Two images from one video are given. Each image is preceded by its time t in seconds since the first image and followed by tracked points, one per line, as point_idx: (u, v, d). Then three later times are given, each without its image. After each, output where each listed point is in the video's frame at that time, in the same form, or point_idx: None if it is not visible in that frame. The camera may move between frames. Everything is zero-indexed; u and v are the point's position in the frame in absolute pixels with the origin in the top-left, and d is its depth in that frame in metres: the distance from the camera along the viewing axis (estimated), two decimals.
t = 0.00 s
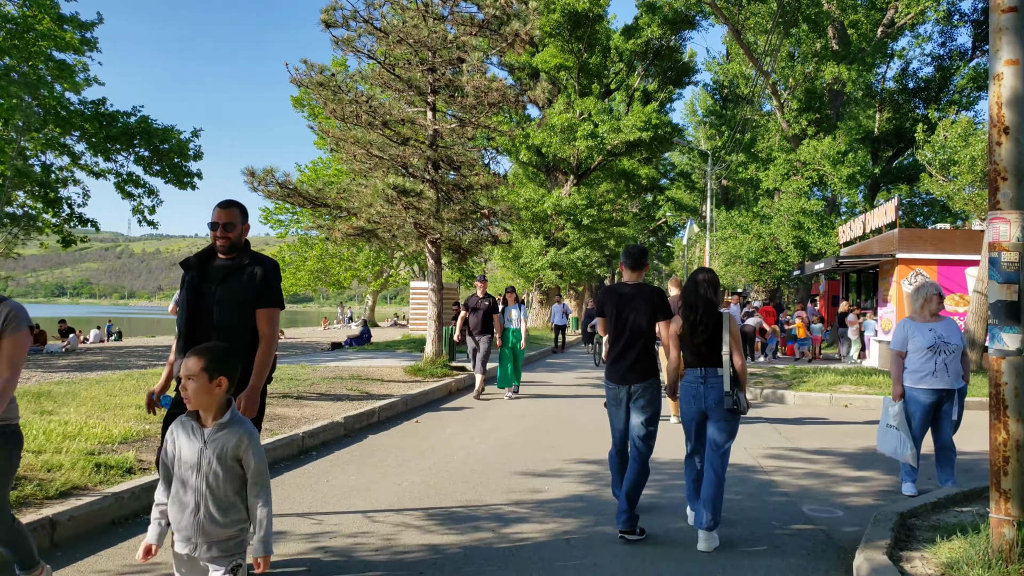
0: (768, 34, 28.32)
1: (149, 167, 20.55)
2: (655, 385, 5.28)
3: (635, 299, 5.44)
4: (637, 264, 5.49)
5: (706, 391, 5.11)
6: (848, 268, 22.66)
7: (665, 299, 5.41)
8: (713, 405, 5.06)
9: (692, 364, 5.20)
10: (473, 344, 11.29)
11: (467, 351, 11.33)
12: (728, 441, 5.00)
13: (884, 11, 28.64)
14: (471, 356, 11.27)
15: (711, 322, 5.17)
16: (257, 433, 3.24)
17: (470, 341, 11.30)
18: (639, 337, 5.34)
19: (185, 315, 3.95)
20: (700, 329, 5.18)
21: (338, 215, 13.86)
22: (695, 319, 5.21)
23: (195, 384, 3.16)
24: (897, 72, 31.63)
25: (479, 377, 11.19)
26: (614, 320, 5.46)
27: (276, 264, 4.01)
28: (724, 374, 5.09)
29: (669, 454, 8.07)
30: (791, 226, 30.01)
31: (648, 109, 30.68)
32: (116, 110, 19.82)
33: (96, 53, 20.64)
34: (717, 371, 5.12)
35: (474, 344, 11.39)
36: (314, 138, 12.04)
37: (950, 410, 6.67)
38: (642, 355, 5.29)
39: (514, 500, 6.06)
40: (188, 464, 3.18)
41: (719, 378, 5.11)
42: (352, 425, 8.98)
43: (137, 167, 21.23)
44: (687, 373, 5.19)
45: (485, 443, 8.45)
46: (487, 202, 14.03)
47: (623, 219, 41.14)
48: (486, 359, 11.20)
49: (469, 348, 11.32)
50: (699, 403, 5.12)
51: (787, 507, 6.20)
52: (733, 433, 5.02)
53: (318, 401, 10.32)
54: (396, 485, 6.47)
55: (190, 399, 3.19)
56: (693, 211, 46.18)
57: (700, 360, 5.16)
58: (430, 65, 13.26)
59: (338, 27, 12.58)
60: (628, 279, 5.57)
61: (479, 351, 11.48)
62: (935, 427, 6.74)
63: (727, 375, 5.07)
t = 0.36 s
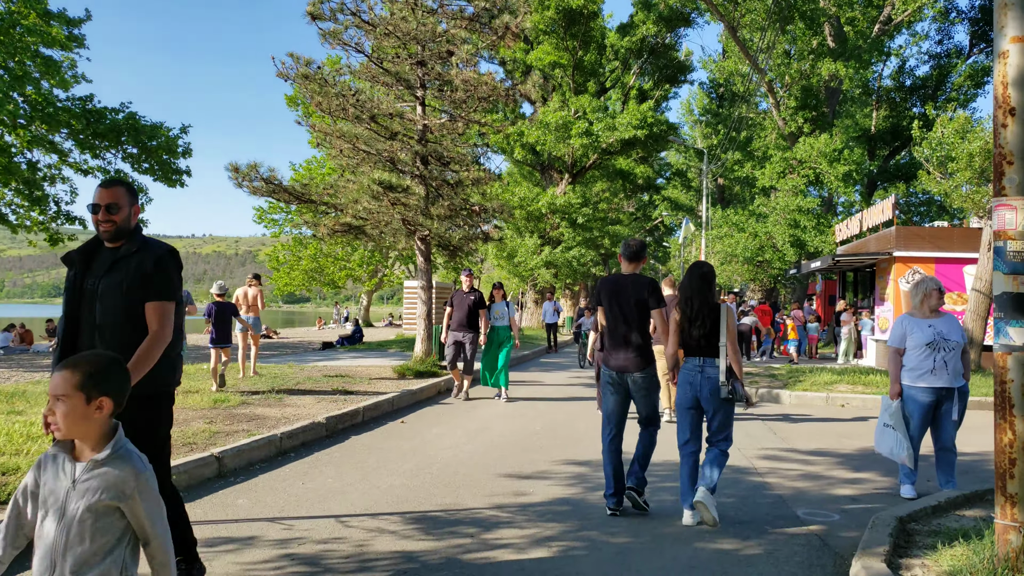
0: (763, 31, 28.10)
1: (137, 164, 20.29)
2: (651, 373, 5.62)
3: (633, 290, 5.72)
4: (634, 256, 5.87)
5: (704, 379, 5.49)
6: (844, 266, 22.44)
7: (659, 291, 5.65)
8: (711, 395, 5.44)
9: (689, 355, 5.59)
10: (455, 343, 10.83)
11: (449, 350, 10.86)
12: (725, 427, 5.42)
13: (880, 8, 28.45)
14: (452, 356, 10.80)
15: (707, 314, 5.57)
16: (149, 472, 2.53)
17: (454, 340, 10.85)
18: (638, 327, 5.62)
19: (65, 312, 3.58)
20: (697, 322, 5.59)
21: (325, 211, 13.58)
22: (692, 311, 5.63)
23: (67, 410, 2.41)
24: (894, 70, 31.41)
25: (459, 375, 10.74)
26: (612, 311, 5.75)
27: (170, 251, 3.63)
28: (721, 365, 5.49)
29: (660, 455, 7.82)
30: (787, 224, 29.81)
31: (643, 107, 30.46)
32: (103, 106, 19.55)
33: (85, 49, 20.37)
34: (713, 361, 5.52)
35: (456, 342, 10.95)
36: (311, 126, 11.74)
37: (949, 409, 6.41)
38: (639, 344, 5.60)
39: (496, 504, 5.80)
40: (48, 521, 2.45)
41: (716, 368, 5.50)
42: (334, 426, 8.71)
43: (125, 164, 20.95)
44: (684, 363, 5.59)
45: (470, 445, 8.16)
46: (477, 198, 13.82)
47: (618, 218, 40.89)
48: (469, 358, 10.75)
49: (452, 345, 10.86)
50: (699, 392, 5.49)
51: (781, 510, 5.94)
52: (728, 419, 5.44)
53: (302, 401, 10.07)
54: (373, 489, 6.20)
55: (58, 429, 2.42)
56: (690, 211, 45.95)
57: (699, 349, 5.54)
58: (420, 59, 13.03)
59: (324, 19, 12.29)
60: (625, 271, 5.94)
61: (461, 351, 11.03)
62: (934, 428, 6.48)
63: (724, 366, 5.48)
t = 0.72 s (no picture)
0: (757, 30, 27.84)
1: (122, 164, 20.02)
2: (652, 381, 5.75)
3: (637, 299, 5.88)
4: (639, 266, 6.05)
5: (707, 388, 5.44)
6: (839, 267, 22.22)
7: (665, 301, 5.81)
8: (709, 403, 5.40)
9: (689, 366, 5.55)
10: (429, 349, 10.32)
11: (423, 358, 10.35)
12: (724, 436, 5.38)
13: (875, 7, 28.24)
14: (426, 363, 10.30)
15: (709, 328, 5.49)
16: None
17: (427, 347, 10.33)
18: (641, 338, 5.78)
19: None
20: (697, 335, 5.53)
21: (308, 212, 13.28)
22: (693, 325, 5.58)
23: None
24: (890, 69, 31.20)
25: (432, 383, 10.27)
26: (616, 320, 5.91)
27: None
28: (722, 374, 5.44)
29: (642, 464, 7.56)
30: (782, 225, 29.59)
31: (637, 107, 30.24)
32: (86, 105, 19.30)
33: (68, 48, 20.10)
34: (714, 372, 5.47)
35: (430, 349, 10.44)
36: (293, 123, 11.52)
37: (939, 417, 6.12)
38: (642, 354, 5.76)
39: (465, 520, 5.52)
40: None
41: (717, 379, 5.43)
42: (307, 434, 8.45)
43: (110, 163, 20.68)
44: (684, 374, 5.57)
45: (447, 453, 7.89)
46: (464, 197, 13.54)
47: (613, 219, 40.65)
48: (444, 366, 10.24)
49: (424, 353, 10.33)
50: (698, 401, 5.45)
51: (764, 524, 5.67)
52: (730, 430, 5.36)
53: (277, 407, 9.78)
54: (338, 501, 5.93)
55: None
56: (685, 211, 45.73)
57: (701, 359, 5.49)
58: (404, 56, 12.82)
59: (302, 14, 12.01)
60: (629, 280, 6.12)
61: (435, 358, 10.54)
62: (924, 436, 6.19)
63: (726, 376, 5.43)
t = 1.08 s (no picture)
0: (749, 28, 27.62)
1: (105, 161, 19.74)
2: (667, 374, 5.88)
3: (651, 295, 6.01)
4: (653, 265, 6.05)
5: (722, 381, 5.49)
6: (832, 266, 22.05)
7: (677, 298, 5.91)
8: (728, 392, 5.45)
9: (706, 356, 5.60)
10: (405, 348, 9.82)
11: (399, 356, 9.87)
12: (738, 422, 5.42)
13: (868, 5, 28.07)
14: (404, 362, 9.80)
15: (723, 319, 5.52)
16: None
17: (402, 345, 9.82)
18: (655, 332, 5.93)
19: None
20: (711, 324, 5.55)
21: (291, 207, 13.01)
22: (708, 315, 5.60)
23: None
24: (882, 68, 31.06)
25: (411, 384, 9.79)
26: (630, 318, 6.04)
27: None
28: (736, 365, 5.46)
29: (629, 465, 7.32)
30: (774, 223, 29.44)
31: (630, 105, 30.00)
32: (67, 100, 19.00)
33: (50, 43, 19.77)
34: (728, 363, 5.49)
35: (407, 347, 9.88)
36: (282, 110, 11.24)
37: (936, 416, 5.89)
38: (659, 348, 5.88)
39: (442, 525, 5.27)
40: None
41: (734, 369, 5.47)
42: (284, 435, 8.19)
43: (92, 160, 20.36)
44: (702, 364, 5.61)
45: (428, 454, 7.63)
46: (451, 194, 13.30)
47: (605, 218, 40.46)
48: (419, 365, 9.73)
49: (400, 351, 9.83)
50: (716, 391, 5.52)
51: (754, 528, 5.43)
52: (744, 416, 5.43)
53: (255, 407, 9.52)
54: (309, 506, 5.67)
55: None
56: (678, 210, 45.54)
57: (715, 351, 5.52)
58: (390, 49, 12.57)
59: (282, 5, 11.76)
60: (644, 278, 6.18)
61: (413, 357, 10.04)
62: (920, 435, 5.96)
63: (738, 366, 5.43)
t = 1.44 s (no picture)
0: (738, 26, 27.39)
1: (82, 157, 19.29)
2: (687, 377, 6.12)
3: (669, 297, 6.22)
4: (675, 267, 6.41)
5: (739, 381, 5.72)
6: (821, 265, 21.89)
7: (693, 300, 6.14)
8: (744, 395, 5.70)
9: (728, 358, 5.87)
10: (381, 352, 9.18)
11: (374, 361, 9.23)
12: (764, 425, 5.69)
13: (857, 4, 27.93)
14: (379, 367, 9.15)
15: (745, 321, 5.79)
16: None
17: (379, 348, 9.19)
18: (673, 334, 6.15)
19: None
20: (735, 327, 5.83)
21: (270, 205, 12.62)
22: (732, 319, 5.88)
23: None
24: (871, 67, 30.93)
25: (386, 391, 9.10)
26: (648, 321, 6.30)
27: None
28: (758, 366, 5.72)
29: (619, 475, 7.04)
30: (763, 223, 29.32)
31: (618, 103, 29.71)
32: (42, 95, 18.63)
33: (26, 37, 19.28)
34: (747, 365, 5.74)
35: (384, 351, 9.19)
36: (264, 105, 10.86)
37: (941, 425, 5.66)
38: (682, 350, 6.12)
39: (422, 543, 4.95)
40: None
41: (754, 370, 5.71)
42: (260, 444, 7.85)
43: (68, 157, 19.91)
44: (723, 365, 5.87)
45: (409, 465, 7.31)
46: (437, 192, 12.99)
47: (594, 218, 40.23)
48: (396, 369, 9.08)
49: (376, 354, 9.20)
50: (735, 390, 5.75)
51: (752, 544, 5.16)
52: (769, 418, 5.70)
53: (231, 413, 9.19)
54: (281, 523, 5.35)
55: None
56: (666, 210, 45.38)
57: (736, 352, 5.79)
58: (373, 43, 12.23)
59: None
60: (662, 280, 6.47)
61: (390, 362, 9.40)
62: (924, 445, 5.72)
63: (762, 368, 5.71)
